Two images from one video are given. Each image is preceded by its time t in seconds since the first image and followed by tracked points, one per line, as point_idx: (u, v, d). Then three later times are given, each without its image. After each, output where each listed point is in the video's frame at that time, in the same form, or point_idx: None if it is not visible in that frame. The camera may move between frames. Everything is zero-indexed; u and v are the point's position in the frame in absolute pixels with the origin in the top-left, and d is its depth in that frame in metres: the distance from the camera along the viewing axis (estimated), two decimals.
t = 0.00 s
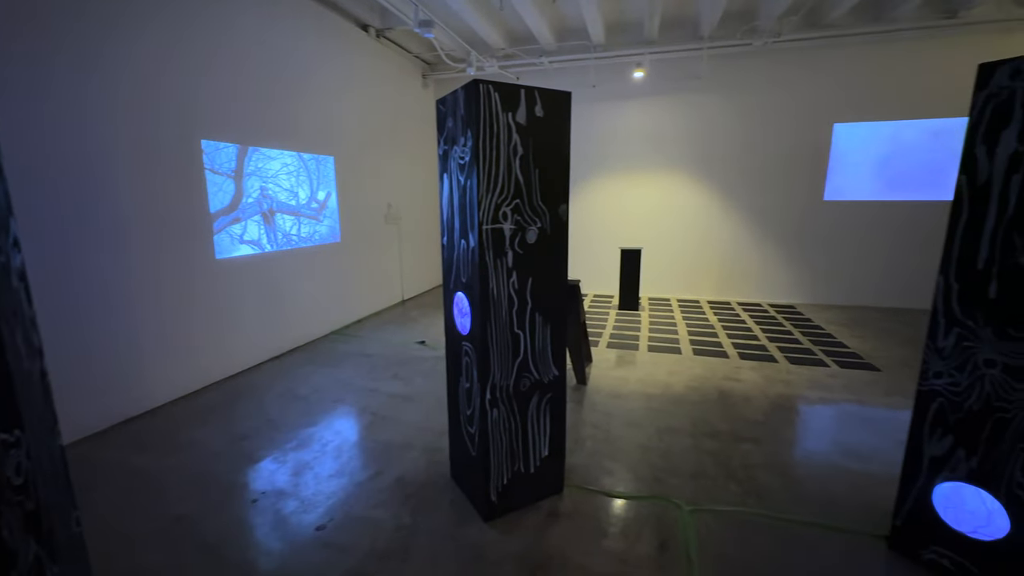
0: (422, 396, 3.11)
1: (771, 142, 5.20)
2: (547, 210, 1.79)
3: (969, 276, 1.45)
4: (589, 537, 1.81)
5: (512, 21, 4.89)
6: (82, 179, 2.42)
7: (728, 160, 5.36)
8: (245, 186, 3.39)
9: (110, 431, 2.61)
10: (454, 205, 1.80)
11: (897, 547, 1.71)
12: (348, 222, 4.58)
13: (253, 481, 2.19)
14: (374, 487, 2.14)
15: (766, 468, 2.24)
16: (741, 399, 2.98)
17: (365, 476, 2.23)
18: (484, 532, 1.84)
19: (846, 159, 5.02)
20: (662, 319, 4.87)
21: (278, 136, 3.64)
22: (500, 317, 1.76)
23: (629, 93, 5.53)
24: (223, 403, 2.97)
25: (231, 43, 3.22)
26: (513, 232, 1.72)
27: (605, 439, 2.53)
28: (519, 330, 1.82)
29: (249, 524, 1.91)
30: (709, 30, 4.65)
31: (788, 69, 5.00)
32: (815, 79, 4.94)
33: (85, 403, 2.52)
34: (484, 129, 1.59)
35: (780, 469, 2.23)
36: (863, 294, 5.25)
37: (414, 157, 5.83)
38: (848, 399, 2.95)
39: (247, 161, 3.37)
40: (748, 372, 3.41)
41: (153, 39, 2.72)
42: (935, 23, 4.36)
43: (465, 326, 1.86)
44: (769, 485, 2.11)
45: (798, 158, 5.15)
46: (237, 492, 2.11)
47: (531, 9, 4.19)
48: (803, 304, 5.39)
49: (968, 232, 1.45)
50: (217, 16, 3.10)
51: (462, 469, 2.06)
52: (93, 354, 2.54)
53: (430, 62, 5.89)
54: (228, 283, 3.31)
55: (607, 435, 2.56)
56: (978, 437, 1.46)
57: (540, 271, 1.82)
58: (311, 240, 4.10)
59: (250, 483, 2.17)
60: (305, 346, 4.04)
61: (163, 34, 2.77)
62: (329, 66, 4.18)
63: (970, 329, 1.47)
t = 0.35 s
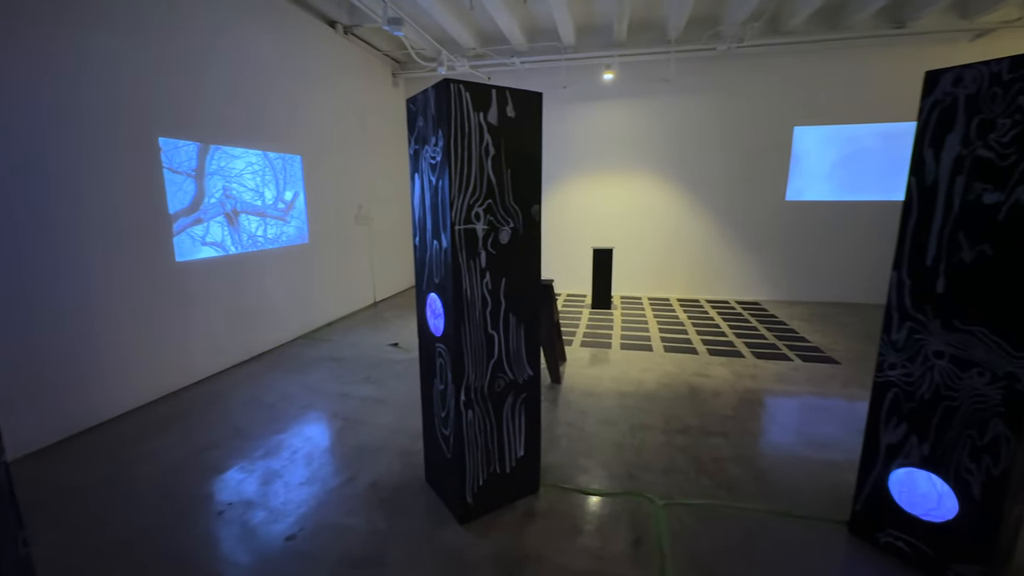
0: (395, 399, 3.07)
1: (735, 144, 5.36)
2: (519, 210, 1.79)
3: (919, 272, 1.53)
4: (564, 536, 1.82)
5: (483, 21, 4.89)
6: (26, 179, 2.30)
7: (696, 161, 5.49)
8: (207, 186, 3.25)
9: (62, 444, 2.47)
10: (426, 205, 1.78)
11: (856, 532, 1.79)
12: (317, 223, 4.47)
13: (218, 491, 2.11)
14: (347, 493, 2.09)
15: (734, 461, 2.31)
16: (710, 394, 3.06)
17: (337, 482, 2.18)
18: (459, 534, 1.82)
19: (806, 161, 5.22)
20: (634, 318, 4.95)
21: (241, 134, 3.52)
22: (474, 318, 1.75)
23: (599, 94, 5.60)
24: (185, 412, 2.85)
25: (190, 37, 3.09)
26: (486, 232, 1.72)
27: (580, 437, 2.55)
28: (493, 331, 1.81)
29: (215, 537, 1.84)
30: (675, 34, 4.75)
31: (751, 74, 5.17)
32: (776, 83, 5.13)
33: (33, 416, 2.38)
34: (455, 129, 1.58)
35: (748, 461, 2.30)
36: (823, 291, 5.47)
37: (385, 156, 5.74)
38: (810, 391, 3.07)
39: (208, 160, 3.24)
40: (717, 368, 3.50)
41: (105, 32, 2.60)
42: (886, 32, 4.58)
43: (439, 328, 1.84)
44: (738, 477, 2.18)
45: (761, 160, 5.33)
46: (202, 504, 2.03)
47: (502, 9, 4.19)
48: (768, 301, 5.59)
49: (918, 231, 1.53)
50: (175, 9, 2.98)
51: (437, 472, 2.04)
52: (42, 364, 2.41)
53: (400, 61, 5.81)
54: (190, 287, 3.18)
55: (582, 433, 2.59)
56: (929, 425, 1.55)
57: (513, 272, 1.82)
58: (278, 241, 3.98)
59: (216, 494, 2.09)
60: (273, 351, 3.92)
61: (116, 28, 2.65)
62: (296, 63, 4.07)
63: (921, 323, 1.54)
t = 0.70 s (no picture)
0: (365, 403, 3.01)
1: (698, 146, 5.52)
2: (489, 210, 1.78)
3: (869, 269, 1.62)
4: (538, 535, 1.82)
5: (450, 19, 4.85)
6: None
7: (661, 162, 5.62)
8: (161, 185, 3.10)
9: None
10: (394, 205, 1.75)
11: (815, 518, 1.87)
12: (280, 224, 4.34)
13: (176, 506, 2.01)
14: (315, 502, 2.03)
15: (701, 454, 2.37)
16: (677, 390, 3.14)
17: (304, 491, 2.11)
18: (432, 539, 1.80)
19: (764, 163, 5.43)
20: (603, 316, 5.03)
21: (198, 131, 3.37)
22: (444, 320, 1.73)
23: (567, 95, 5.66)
24: (139, 423, 2.71)
25: (141, 29, 2.94)
26: (455, 233, 1.70)
27: (552, 436, 2.56)
28: (463, 332, 1.80)
29: (173, 554, 1.75)
30: (640, 37, 4.85)
31: (712, 78, 5.33)
32: (736, 88, 5.31)
33: None
34: (422, 129, 1.56)
35: (714, 454, 2.37)
36: (782, 287, 5.71)
37: (351, 156, 5.61)
38: (771, 384, 3.20)
39: (162, 159, 3.08)
40: (683, 364, 3.60)
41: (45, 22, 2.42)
42: (837, 40, 4.81)
43: (408, 329, 1.81)
44: (705, 469, 2.24)
45: (723, 161, 5.51)
46: (159, 519, 1.93)
47: (469, 9, 4.17)
48: (730, 298, 5.78)
49: (867, 230, 1.62)
50: None
51: (408, 476, 2.01)
52: None
53: (365, 58, 5.68)
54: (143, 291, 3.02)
55: (553, 432, 2.60)
56: (880, 413, 1.63)
57: (482, 272, 1.81)
58: (239, 243, 3.83)
59: (173, 509, 1.99)
60: (235, 357, 3.77)
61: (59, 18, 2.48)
62: (256, 58, 3.93)
63: (871, 316, 1.63)
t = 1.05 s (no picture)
0: (335, 408, 2.94)
1: (666, 148, 5.64)
2: (460, 211, 1.77)
3: (826, 266, 1.69)
4: (514, 535, 1.82)
5: (419, 18, 4.80)
6: None
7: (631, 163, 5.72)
8: (114, 185, 2.94)
9: None
10: (362, 206, 1.71)
11: (780, 507, 1.94)
12: (243, 225, 4.19)
13: (134, 522, 1.91)
14: (284, 511, 1.97)
15: (672, 449, 2.43)
16: (648, 386, 3.20)
17: (272, 500, 2.05)
18: (406, 544, 1.78)
19: (729, 165, 5.61)
20: (576, 315, 5.08)
21: (154, 128, 3.22)
22: (416, 322, 1.71)
23: (537, 96, 5.68)
24: (92, 436, 2.56)
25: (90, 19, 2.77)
26: (426, 234, 1.68)
27: (526, 436, 2.57)
28: (435, 334, 1.78)
29: (131, 572, 1.66)
30: (609, 40, 4.92)
31: (678, 81, 5.46)
32: (700, 91, 5.45)
33: None
34: (391, 128, 1.54)
35: (684, 448, 2.43)
36: (747, 285, 5.90)
37: (318, 155, 5.48)
38: (738, 378, 3.30)
39: (114, 157, 2.92)
40: (654, 361, 3.67)
41: None
42: (796, 47, 5.00)
43: (379, 332, 1.78)
44: (676, 464, 2.29)
45: (690, 162, 5.65)
46: (115, 537, 1.83)
47: (438, 8, 4.14)
48: (698, 295, 5.93)
49: (824, 230, 1.69)
50: None
51: (381, 481, 1.97)
52: None
53: (332, 55, 5.55)
54: (95, 296, 2.86)
55: (528, 432, 2.61)
56: (838, 404, 1.71)
57: (454, 273, 1.80)
58: (199, 245, 3.68)
59: (131, 525, 1.89)
60: (196, 364, 3.62)
61: None
62: (216, 53, 3.78)
63: (829, 312, 1.70)
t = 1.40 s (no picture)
0: (300, 414, 2.85)
1: (630, 149, 5.75)
2: (428, 211, 1.75)
3: (783, 264, 1.76)
4: (487, 536, 1.81)
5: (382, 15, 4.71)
6: None
7: (597, 164, 5.80)
8: (54, 184, 2.74)
9: None
10: (325, 207, 1.67)
11: (743, 496, 2.01)
12: (199, 226, 4.01)
13: (82, 543, 1.79)
14: (246, 524, 1.90)
15: (640, 444, 2.47)
16: (617, 383, 3.26)
17: (234, 513, 1.97)
18: (377, 551, 1.74)
19: (691, 166, 5.77)
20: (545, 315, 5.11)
21: (99, 124, 3.03)
22: (383, 325, 1.68)
23: (504, 97, 5.69)
24: (33, 453, 2.39)
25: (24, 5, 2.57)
26: (392, 234, 1.65)
27: (497, 436, 2.57)
28: (404, 336, 1.75)
29: None
30: (574, 42, 4.97)
31: (641, 84, 5.58)
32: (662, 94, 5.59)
33: None
34: (355, 127, 1.50)
35: (652, 443, 2.48)
36: (709, 282, 6.10)
37: (278, 154, 5.30)
38: (702, 373, 3.40)
39: (54, 154, 2.73)
40: (622, 358, 3.74)
41: None
42: (752, 52, 5.20)
43: (345, 336, 1.74)
44: (644, 459, 2.34)
45: (654, 164, 5.78)
46: (59, 561, 1.71)
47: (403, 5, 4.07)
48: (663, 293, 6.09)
49: (780, 228, 1.76)
50: None
51: (350, 488, 1.92)
52: None
53: (291, 50, 5.38)
54: (34, 303, 2.67)
55: (499, 432, 2.61)
56: (795, 396, 1.78)
57: (422, 274, 1.77)
58: (151, 248, 3.49)
59: (78, 547, 1.77)
60: (149, 373, 3.43)
61: None
62: (166, 45, 3.59)
63: (786, 307, 1.78)
